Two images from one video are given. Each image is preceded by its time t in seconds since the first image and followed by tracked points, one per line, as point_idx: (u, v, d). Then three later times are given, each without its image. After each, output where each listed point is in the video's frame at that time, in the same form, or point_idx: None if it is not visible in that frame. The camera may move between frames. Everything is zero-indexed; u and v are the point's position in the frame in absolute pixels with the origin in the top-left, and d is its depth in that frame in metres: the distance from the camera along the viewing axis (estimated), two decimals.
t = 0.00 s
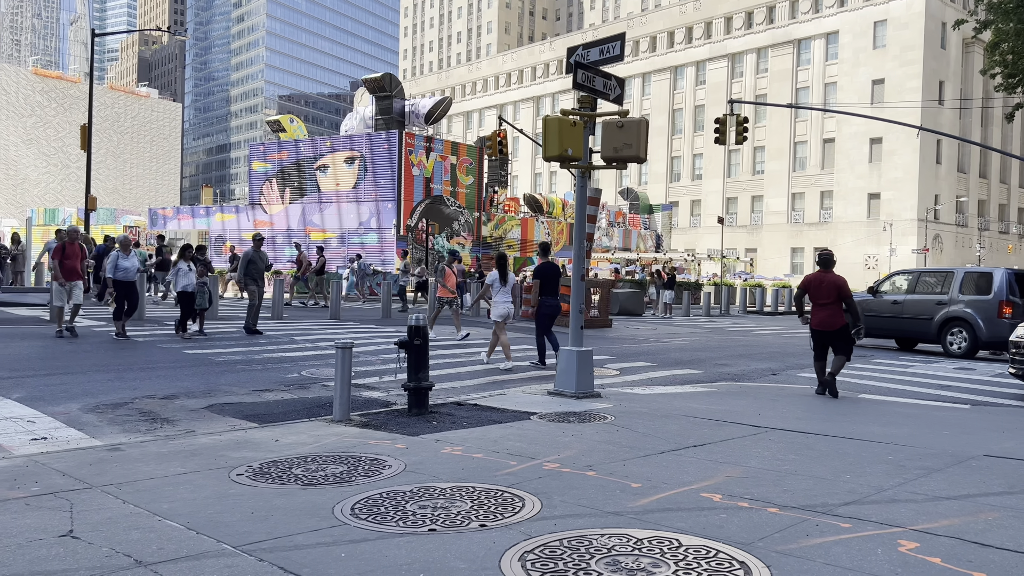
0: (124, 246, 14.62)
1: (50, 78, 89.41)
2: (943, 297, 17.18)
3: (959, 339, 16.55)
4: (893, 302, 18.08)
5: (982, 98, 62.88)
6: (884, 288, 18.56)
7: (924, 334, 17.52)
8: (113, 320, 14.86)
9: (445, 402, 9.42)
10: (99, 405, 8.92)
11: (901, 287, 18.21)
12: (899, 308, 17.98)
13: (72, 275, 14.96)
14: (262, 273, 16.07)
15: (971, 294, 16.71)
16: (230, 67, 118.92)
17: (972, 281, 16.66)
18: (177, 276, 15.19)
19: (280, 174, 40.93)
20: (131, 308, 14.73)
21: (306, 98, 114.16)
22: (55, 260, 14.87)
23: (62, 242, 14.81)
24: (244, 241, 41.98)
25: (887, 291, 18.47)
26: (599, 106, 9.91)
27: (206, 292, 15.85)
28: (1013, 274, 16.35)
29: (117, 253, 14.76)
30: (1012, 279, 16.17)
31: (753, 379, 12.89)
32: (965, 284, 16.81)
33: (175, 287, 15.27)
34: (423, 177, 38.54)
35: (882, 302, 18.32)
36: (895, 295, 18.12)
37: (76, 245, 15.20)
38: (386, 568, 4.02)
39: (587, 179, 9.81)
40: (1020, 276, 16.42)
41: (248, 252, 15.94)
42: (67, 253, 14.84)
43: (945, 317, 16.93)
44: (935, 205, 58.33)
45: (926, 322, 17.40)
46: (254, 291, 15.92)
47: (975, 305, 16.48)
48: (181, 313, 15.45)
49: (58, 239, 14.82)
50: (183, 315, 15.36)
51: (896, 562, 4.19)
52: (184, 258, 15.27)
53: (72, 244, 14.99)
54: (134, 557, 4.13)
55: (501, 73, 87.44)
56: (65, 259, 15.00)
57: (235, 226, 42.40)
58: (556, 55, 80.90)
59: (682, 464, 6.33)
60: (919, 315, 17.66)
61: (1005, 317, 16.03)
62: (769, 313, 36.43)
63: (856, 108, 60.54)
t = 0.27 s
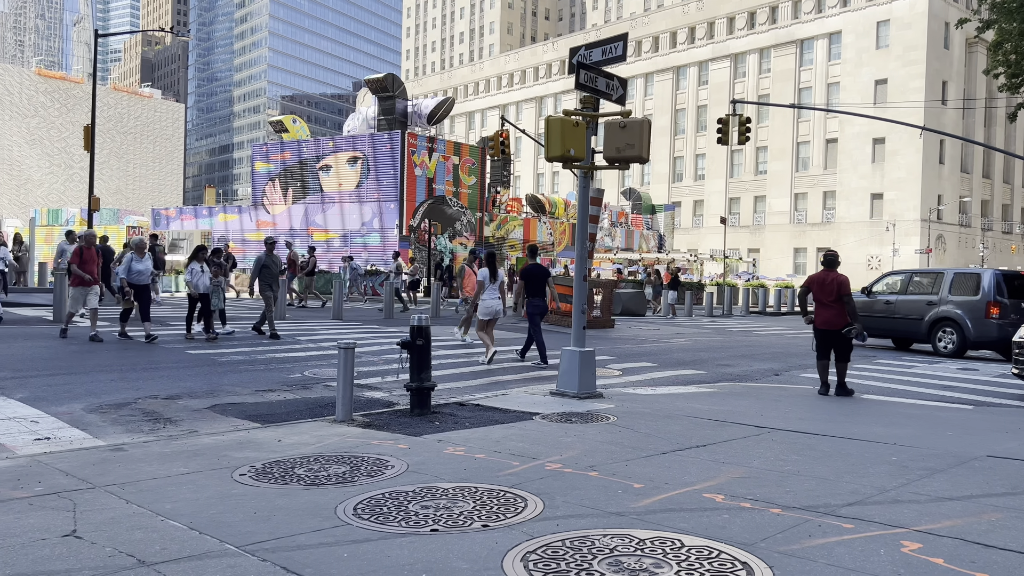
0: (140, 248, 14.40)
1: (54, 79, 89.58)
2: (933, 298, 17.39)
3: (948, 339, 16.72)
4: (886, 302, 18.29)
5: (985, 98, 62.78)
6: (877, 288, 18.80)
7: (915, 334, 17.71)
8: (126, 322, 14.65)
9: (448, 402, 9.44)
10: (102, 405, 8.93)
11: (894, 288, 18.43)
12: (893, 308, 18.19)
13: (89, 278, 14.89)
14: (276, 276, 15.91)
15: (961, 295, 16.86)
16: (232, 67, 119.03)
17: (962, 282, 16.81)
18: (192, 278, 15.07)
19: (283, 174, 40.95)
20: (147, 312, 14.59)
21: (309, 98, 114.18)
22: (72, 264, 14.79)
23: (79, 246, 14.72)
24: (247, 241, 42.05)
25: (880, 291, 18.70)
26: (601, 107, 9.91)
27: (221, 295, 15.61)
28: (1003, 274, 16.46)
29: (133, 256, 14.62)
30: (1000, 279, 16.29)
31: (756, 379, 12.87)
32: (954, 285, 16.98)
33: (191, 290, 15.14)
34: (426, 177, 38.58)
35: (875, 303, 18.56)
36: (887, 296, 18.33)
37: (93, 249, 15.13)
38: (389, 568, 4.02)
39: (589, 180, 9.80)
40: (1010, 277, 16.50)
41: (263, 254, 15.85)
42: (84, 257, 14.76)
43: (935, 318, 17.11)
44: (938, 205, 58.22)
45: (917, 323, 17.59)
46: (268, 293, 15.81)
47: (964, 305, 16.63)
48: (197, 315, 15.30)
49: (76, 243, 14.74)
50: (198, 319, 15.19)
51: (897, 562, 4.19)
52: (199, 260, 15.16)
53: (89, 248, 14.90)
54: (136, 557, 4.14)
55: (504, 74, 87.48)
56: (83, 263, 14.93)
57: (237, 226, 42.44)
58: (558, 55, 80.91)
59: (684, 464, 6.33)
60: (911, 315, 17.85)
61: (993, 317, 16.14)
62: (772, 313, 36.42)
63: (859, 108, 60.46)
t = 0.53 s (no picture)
0: (154, 247, 14.33)
1: (57, 79, 89.68)
2: (923, 297, 17.66)
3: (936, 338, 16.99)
4: (879, 302, 18.57)
5: (988, 98, 62.70)
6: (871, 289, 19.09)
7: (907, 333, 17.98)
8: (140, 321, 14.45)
9: (450, 403, 9.44)
10: (105, 405, 8.94)
11: (886, 288, 18.72)
12: (885, 308, 18.48)
13: (105, 278, 14.86)
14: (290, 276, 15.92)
15: (950, 295, 17.10)
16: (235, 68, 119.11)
17: (951, 282, 17.07)
18: (206, 279, 14.59)
19: (285, 175, 40.98)
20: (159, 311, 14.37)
21: (311, 98, 114.02)
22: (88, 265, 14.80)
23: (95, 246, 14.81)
24: (250, 242, 42.06)
25: (874, 292, 19.00)
26: (603, 107, 9.91)
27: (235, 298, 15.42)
28: (990, 274, 16.69)
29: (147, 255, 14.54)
30: (988, 279, 16.52)
31: (759, 380, 12.85)
32: (943, 285, 17.26)
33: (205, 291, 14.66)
34: (428, 177, 38.58)
35: (869, 303, 18.84)
36: (880, 296, 18.63)
37: (110, 250, 15.21)
38: (392, 568, 4.02)
39: (592, 180, 9.80)
40: (998, 277, 16.71)
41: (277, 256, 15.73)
42: (98, 255, 14.79)
43: (925, 317, 17.37)
44: (941, 205, 58.12)
45: (907, 322, 17.87)
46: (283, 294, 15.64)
47: (952, 305, 16.90)
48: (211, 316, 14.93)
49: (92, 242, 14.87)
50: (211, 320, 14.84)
51: (901, 563, 4.18)
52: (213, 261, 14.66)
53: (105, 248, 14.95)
54: (139, 556, 4.14)
55: (506, 74, 87.47)
56: (98, 265, 14.86)
57: (240, 226, 42.47)
58: (560, 56, 80.86)
59: (686, 464, 6.34)
60: (903, 315, 18.12)
61: (979, 317, 16.38)
62: (775, 313, 36.47)
63: (862, 109, 60.38)
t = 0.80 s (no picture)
0: (166, 248, 14.09)
1: (60, 80, 89.79)
2: (912, 297, 17.98)
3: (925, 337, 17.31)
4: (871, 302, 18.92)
5: (991, 98, 62.65)
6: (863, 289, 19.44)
7: (896, 332, 18.31)
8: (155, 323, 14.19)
9: (453, 403, 9.45)
10: (108, 405, 8.94)
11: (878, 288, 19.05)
12: (876, 308, 18.81)
13: (119, 282, 14.65)
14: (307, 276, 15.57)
15: (938, 295, 17.41)
16: (237, 68, 119.20)
17: (939, 282, 17.39)
18: (221, 281, 14.56)
19: (287, 175, 41.02)
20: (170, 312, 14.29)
21: (314, 99, 114.02)
22: (102, 268, 14.61)
23: (108, 250, 14.61)
24: (253, 242, 42.12)
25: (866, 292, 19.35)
26: (605, 107, 9.91)
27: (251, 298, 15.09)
28: (978, 275, 16.99)
29: (160, 256, 14.19)
30: (974, 280, 16.84)
31: (761, 380, 12.84)
32: (932, 285, 17.58)
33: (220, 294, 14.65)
34: (430, 177, 38.54)
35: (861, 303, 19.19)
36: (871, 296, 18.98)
37: (123, 253, 15.00)
38: (396, 568, 4.03)
39: (594, 180, 9.79)
40: (985, 278, 17.00)
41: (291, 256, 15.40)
42: (112, 260, 14.61)
43: (913, 317, 17.71)
44: (944, 205, 58.09)
45: (898, 322, 18.19)
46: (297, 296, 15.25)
47: (940, 305, 17.23)
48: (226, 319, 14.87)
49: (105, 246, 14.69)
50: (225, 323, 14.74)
51: (904, 564, 4.17)
52: (228, 262, 14.65)
53: (119, 251, 14.75)
54: (143, 557, 4.15)
55: (509, 74, 87.50)
56: (112, 268, 14.72)
57: (243, 226, 42.57)
58: (563, 56, 80.89)
59: (688, 465, 6.33)
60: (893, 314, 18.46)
61: (966, 317, 16.71)
62: (777, 314, 36.50)
63: (864, 109, 60.31)
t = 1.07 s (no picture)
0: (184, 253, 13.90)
1: (63, 80, 89.95)
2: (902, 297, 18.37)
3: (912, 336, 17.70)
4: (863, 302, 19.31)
5: (994, 98, 62.58)
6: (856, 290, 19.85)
7: (886, 332, 18.69)
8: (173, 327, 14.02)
9: (455, 403, 9.47)
10: (111, 405, 8.95)
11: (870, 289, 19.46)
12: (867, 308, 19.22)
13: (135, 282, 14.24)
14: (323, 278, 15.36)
15: (926, 295, 17.80)
16: (240, 69, 119.29)
17: (927, 282, 17.79)
18: (238, 282, 14.18)
19: (290, 175, 41.09)
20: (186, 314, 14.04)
21: (316, 99, 114.05)
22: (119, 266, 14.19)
23: (123, 247, 14.09)
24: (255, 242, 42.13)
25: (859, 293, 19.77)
26: (608, 107, 9.89)
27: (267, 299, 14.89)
28: (965, 275, 17.38)
29: (177, 259, 14.23)
30: (960, 280, 17.22)
31: (763, 380, 12.82)
32: (920, 285, 17.97)
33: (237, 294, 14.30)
34: (433, 177, 38.53)
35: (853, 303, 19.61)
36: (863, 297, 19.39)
37: (139, 250, 14.41)
38: (398, 568, 4.03)
39: (596, 181, 9.79)
40: (971, 278, 17.39)
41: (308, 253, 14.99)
42: (127, 258, 14.13)
43: (902, 316, 18.10)
44: (947, 205, 58.02)
45: (887, 321, 18.58)
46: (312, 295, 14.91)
47: (927, 304, 17.61)
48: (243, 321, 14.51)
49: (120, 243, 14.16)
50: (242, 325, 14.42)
51: (906, 565, 4.17)
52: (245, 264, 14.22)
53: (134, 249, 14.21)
54: (145, 557, 4.15)
55: (511, 74, 87.54)
56: (127, 265, 14.21)
57: (245, 226, 42.57)
58: (565, 56, 80.91)
59: (691, 466, 6.32)
60: (884, 314, 18.85)
61: (952, 315, 17.08)
62: (780, 314, 36.50)
63: (867, 109, 60.21)
